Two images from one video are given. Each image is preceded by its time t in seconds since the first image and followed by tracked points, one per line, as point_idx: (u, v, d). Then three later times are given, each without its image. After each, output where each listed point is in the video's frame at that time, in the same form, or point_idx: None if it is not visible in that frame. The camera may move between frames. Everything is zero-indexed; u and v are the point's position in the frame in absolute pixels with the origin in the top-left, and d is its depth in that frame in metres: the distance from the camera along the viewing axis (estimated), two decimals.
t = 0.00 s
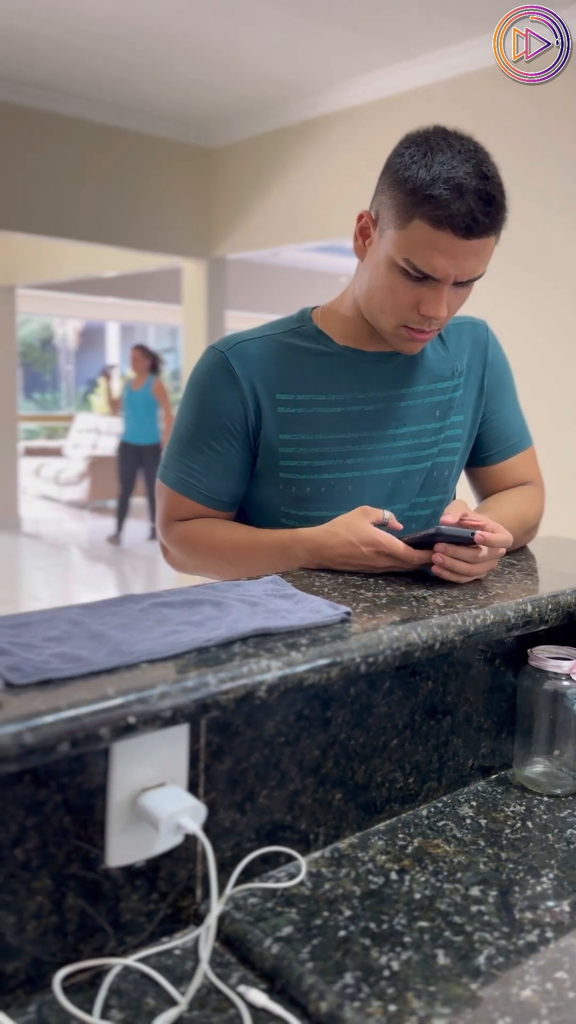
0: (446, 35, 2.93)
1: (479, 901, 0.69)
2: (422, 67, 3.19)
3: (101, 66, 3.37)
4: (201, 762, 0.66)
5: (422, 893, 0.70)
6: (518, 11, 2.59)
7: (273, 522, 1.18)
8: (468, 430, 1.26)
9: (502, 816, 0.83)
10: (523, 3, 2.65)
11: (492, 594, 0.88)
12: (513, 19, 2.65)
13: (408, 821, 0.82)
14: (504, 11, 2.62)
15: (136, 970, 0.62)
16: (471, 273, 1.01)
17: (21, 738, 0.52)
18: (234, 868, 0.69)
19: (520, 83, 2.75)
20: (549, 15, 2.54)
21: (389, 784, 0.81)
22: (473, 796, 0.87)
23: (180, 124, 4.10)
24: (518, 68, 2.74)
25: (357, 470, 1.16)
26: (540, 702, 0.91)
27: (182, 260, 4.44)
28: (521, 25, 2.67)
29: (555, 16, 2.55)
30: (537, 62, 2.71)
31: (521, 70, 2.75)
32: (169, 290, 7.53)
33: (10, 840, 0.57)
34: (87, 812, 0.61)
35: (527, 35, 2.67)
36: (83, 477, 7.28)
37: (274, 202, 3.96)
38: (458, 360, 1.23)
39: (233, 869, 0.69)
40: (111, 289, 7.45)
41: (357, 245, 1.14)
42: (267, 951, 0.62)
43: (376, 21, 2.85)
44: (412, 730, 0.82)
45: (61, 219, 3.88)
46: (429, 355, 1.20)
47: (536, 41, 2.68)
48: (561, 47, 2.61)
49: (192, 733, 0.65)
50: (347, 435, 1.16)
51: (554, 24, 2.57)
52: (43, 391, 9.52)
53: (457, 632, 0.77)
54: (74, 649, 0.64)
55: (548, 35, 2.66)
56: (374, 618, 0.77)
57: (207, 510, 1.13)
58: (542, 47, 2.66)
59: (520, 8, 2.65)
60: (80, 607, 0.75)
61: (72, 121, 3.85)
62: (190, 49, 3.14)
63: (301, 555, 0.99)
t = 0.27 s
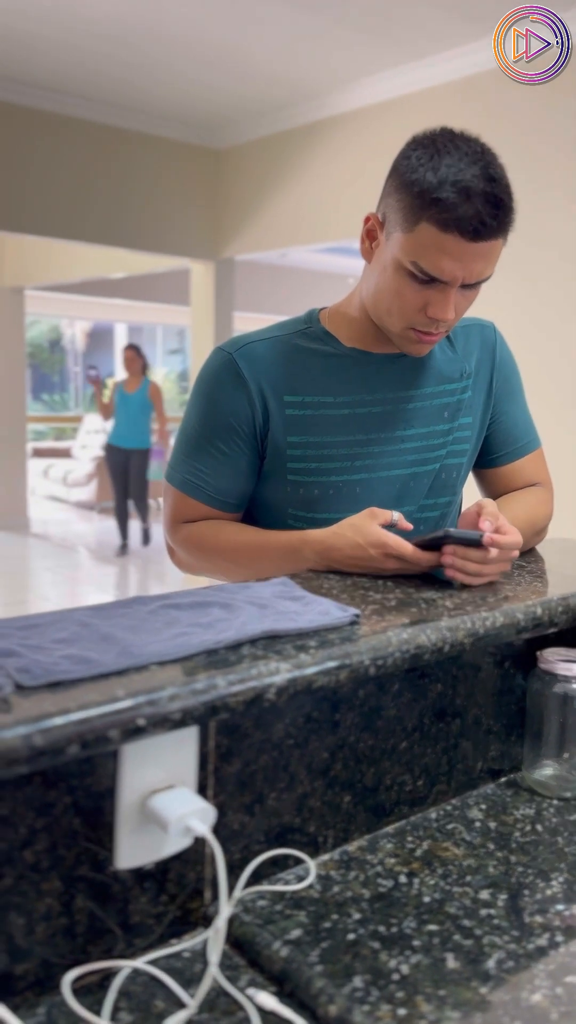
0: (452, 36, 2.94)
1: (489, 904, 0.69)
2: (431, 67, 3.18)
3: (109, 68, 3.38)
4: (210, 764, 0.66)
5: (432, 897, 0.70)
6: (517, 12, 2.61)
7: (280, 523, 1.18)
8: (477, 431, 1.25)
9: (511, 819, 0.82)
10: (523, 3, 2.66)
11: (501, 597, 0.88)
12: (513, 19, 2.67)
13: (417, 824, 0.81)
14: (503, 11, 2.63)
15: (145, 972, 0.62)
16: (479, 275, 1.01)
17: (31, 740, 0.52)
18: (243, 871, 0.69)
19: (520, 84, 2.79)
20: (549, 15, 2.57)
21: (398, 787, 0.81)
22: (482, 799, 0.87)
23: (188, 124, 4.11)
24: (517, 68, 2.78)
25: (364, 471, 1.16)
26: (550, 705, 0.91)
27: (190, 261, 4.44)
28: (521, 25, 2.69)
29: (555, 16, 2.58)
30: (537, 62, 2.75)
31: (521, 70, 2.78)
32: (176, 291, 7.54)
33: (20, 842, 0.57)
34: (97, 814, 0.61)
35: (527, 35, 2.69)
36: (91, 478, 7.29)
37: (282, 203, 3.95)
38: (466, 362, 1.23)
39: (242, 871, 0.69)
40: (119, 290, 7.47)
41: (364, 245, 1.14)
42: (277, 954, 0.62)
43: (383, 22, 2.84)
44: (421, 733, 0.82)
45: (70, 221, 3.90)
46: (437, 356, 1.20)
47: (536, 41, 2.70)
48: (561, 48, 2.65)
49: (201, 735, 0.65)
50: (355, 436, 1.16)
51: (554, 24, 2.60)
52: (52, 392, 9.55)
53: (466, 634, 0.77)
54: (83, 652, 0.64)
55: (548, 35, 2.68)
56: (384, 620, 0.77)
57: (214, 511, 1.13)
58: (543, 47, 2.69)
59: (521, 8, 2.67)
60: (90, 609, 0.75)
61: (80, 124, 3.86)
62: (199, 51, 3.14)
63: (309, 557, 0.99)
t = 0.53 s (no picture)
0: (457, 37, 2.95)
1: (496, 907, 0.69)
2: (439, 67, 3.18)
3: (118, 70, 3.39)
4: (216, 764, 0.66)
5: (439, 899, 0.70)
6: (517, 12, 2.67)
7: (286, 523, 1.18)
8: (484, 431, 1.25)
9: (519, 821, 0.82)
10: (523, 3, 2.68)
11: (509, 597, 0.87)
12: (513, 19, 2.71)
13: (424, 825, 0.81)
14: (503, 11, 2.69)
15: (151, 974, 0.62)
16: (484, 274, 1.01)
17: (36, 740, 0.52)
18: (249, 872, 0.69)
19: (520, 83, 2.84)
20: (549, 15, 2.62)
21: (405, 788, 0.80)
22: (490, 800, 0.86)
23: (195, 125, 4.11)
24: (517, 68, 2.83)
25: (371, 472, 1.16)
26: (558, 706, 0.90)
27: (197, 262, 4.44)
28: (521, 25, 2.73)
29: (555, 16, 2.63)
30: (537, 62, 2.80)
31: (521, 69, 2.83)
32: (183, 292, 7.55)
33: (25, 843, 0.57)
34: (102, 814, 0.60)
35: (527, 35, 2.74)
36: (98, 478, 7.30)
37: (289, 204, 3.95)
38: (473, 362, 1.22)
39: (249, 872, 0.69)
40: (126, 291, 7.48)
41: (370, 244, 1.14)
42: (283, 956, 0.62)
43: (391, 22, 2.84)
44: (428, 734, 0.82)
45: (77, 223, 3.91)
46: (443, 356, 1.20)
47: (535, 41, 2.75)
48: (561, 47, 2.70)
49: (208, 735, 0.65)
50: (362, 436, 1.15)
51: (554, 24, 2.65)
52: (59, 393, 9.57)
53: (474, 635, 0.76)
54: (90, 651, 0.64)
55: (548, 35, 2.73)
56: (391, 620, 0.77)
57: (221, 510, 1.13)
58: (542, 47, 2.75)
59: (520, 8, 2.70)
60: (96, 609, 0.75)
61: (88, 125, 3.87)
62: (206, 52, 3.15)
63: (315, 556, 0.98)
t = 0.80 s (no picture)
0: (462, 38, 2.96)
1: (504, 911, 0.68)
2: (445, 68, 3.18)
3: (125, 70, 3.39)
4: (223, 767, 0.66)
5: (446, 903, 0.69)
6: (517, 12, 2.69)
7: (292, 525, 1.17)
8: (490, 432, 1.24)
9: (526, 825, 0.81)
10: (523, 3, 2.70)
11: (516, 599, 0.87)
12: (513, 19, 2.74)
13: (431, 828, 0.81)
14: (503, 11, 2.72)
15: (156, 977, 0.62)
16: (488, 275, 1.01)
17: (41, 742, 0.52)
18: (255, 875, 0.69)
19: (520, 83, 2.87)
20: (550, 15, 2.66)
21: (412, 791, 0.80)
22: (497, 803, 0.86)
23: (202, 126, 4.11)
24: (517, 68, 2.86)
25: (376, 473, 1.15)
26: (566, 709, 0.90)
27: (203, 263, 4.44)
28: (521, 25, 2.76)
29: (555, 15, 2.67)
30: (537, 62, 2.82)
31: (521, 69, 2.86)
32: (189, 293, 7.56)
33: (30, 845, 0.57)
34: (107, 817, 0.60)
35: (527, 35, 2.77)
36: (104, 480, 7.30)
37: (295, 206, 3.96)
38: (478, 364, 1.22)
39: (255, 875, 0.68)
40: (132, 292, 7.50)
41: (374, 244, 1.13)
42: (289, 960, 0.62)
43: (396, 22, 2.84)
44: (435, 736, 0.81)
45: (83, 223, 3.91)
46: (447, 357, 1.19)
47: (535, 40, 2.79)
48: (561, 47, 2.73)
49: (214, 737, 0.65)
50: (367, 437, 1.15)
51: (554, 24, 2.69)
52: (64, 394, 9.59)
53: (481, 637, 0.76)
54: (95, 652, 0.64)
55: (548, 35, 2.76)
56: (397, 623, 0.76)
57: (226, 513, 1.13)
58: (543, 47, 2.78)
59: (521, 9, 2.72)
60: (102, 610, 0.75)
61: (94, 126, 3.88)
62: (213, 53, 3.15)
63: (321, 557, 0.98)
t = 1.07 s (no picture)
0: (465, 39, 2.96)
1: (511, 915, 0.68)
2: (450, 68, 3.18)
3: (130, 70, 3.39)
4: (229, 768, 0.65)
5: (453, 907, 0.69)
6: (517, 12, 2.71)
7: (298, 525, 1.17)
8: (496, 432, 1.24)
9: (533, 828, 0.81)
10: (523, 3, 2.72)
11: (524, 601, 0.86)
12: (513, 19, 2.77)
13: (438, 830, 0.80)
14: (503, 11, 2.74)
15: (161, 979, 0.62)
16: (496, 273, 1.00)
17: (46, 744, 0.51)
18: (261, 877, 0.68)
19: (520, 83, 2.90)
20: (549, 15, 2.69)
21: (418, 792, 0.79)
22: (504, 806, 0.85)
23: (206, 126, 4.11)
24: (517, 68, 2.89)
25: (383, 473, 1.15)
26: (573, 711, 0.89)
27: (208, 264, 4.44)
28: (521, 25, 2.78)
29: (555, 15, 2.70)
30: (537, 62, 2.85)
31: (521, 69, 2.89)
32: (195, 293, 7.57)
33: (33, 847, 0.56)
34: (112, 819, 0.60)
35: (527, 35, 2.80)
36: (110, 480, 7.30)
37: (300, 206, 3.95)
38: (485, 364, 1.21)
39: (261, 877, 0.68)
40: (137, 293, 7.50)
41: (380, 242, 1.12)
42: (295, 964, 0.61)
43: (401, 23, 2.84)
44: (441, 738, 0.81)
45: (88, 224, 3.92)
46: (454, 358, 1.19)
47: (536, 40, 2.81)
48: (561, 48, 2.76)
49: (220, 738, 0.64)
50: (374, 438, 1.15)
51: (554, 24, 2.72)
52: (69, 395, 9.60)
53: (488, 638, 0.76)
54: (100, 652, 0.63)
55: (547, 35, 2.79)
56: (403, 624, 0.76)
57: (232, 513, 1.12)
58: (543, 47, 2.81)
59: (520, 9, 2.74)
60: (108, 609, 0.75)
61: (99, 126, 3.88)
62: (218, 53, 3.16)
63: (327, 558, 0.97)
